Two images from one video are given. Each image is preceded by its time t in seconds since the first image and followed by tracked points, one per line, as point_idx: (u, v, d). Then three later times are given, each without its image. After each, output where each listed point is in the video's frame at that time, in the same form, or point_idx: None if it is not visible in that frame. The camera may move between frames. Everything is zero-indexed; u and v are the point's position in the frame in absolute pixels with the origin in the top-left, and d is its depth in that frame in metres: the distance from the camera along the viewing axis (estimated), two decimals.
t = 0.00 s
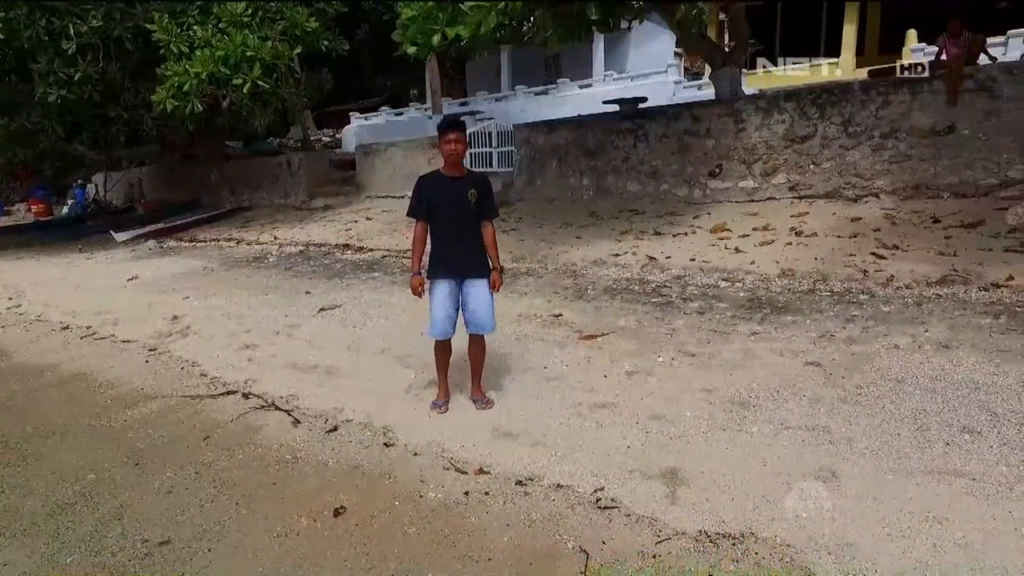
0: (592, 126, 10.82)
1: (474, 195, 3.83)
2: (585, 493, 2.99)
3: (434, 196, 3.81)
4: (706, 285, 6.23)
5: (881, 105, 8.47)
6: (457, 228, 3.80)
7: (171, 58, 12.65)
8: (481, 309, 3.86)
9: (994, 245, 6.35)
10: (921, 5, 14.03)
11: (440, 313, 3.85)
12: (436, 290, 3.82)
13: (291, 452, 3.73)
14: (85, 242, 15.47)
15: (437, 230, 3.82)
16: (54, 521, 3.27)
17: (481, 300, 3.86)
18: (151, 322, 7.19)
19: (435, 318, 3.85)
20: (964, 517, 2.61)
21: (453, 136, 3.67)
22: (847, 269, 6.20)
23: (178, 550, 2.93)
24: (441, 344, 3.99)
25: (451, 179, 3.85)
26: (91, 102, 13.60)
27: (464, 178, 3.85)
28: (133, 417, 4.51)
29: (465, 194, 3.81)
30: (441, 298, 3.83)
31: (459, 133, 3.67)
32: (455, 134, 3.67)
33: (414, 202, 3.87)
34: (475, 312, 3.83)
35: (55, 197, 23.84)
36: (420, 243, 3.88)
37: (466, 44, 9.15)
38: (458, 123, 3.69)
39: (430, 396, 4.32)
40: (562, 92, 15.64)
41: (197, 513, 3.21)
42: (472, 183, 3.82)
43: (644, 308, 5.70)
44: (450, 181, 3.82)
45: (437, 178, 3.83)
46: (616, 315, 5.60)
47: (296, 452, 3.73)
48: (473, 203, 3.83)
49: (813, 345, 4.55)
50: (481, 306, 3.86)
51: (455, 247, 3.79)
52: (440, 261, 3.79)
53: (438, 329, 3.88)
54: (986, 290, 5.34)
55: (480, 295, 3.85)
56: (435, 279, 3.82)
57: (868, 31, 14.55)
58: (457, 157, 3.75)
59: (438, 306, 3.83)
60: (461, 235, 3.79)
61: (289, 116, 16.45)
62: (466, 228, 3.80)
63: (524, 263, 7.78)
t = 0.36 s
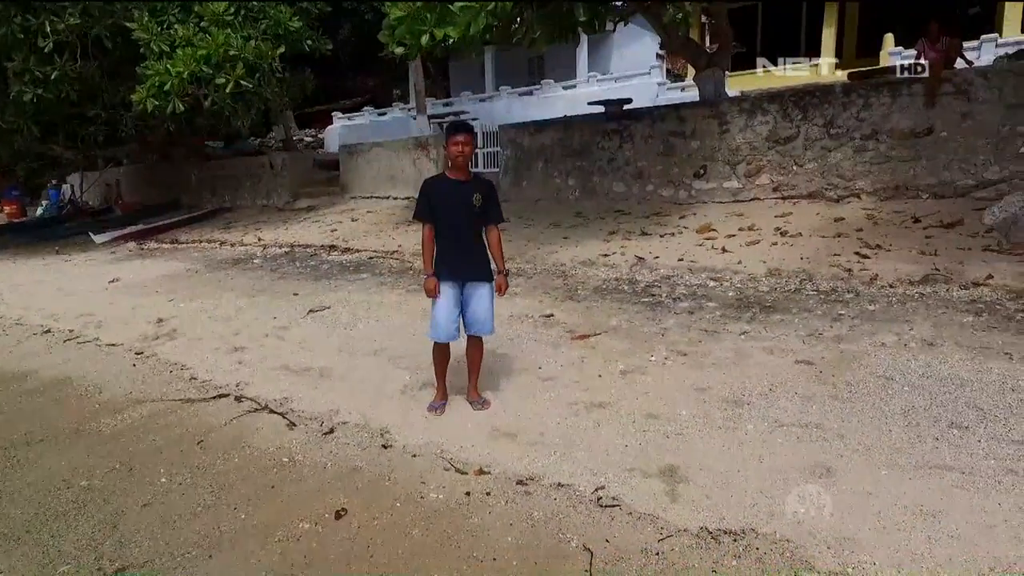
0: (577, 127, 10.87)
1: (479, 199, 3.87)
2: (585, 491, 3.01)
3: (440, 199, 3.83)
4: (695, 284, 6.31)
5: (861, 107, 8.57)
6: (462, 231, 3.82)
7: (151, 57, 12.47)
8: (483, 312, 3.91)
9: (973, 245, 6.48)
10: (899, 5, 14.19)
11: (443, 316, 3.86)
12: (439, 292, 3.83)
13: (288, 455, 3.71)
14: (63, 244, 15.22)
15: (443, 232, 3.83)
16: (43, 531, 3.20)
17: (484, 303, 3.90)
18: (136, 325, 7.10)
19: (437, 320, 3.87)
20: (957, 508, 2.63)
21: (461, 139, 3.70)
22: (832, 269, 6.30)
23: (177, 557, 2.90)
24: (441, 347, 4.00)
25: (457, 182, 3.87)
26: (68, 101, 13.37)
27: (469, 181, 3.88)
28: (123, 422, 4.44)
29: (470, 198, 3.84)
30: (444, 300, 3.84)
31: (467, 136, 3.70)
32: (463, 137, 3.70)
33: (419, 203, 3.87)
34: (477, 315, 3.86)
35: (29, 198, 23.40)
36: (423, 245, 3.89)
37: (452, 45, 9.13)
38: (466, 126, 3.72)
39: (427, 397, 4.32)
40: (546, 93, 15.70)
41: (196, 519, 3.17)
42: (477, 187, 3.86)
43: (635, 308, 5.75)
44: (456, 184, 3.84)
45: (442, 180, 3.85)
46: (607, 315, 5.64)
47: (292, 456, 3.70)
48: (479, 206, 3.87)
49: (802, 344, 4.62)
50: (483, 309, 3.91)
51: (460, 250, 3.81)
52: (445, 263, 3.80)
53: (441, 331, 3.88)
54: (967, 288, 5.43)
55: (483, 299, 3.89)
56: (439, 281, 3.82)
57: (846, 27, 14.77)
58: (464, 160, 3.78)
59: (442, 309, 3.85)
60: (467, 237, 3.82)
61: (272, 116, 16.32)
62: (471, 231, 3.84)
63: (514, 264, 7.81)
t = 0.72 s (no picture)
0: (568, 129, 10.92)
1: (477, 202, 3.89)
2: (583, 492, 3.04)
3: (439, 202, 3.84)
4: (687, 285, 6.36)
5: (849, 109, 8.66)
6: (461, 233, 3.84)
7: (138, 56, 12.37)
8: (480, 315, 3.93)
9: (958, 246, 6.58)
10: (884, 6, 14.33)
11: (440, 318, 3.88)
12: (437, 294, 3.85)
13: (285, 459, 3.71)
14: (48, 245, 15.07)
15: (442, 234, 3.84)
16: (37, 538, 3.18)
17: (481, 305, 3.93)
18: (125, 327, 7.05)
19: (435, 323, 3.88)
20: (948, 507, 2.67)
21: (461, 142, 3.73)
22: (822, 269, 6.37)
23: (175, 564, 2.88)
24: (438, 349, 4.02)
25: (455, 184, 3.89)
26: (53, 101, 13.25)
27: (468, 185, 3.91)
28: (116, 426, 4.41)
29: (469, 201, 3.86)
30: (443, 303, 3.86)
31: (467, 140, 3.73)
32: (462, 140, 3.72)
33: (417, 205, 3.88)
34: (475, 318, 3.89)
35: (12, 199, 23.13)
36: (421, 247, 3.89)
37: (442, 46, 9.14)
38: (465, 129, 3.73)
39: (423, 399, 4.33)
40: (536, 94, 15.75)
41: (193, 524, 3.16)
42: (475, 190, 3.88)
43: (628, 309, 5.79)
44: (455, 186, 3.86)
45: (441, 183, 3.87)
46: (600, 316, 5.68)
47: (289, 460, 3.70)
48: (477, 209, 3.89)
49: (794, 344, 4.68)
50: (480, 312, 3.93)
51: (459, 253, 3.82)
52: (444, 266, 3.81)
53: (439, 333, 3.89)
54: (953, 289, 5.50)
55: (481, 301, 3.92)
56: (436, 283, 3.84)
57: (832, 27, 14.93)
58: (463, 162, 3.79)
59: (439, 311, 3.86)
60: (465, 240, 3.85)
61: (260, 117, 16.24)
62: (469, 234, 3.86)
63: (506, 266, 7.84)
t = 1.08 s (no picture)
0: (561, 130, 10.94)
1: (472, 206, 3.90)
2: (573, 495, 3.05)
3: (434, 205, 3.83)
4: (679, 287, 6.38)
5: (840, 111, 8.70)
6: (456, 237, 3.84)
7: (129, 57, 12.34)
8: (474, 318, 3.95)
9: (948, 247, 6.62)
10: (877, 7, 14.36)
11: (435, 321, 3.87)
12: (432, 297, 3.85)
13: (276, 463, 3.70)
14: (39, 246, 15.00)
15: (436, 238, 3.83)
16: (25, 544, 3.15)
17: (475, 308, 3.95)
18: (117, 329, 7.02)
19: (429, 326, 3.88)
20: (935, 509, 2.69)
21: (457, 146, 3.72)
22: (813, 271, 6.41)
23: (165, 570, 2.87)
24: (432, 353, 4.02)
25: (449, 188, 3.87)
26: (43, 101, 13.19)
27: (461, 188, 3.90)
28: (105, 430, 4.39)
29: (464, 205, 3.86)
30: (438, 306, 3.85)
31: (463, 144, 3.72)
32: (458, 145, 3.70)
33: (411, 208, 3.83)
34: (469, 321, 3.91)
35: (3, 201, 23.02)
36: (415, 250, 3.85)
37: (435, 47, 9.15)
38: (460, 133, 3.71)
39: (415, 402, 4.33)
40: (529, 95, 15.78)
41: (183, 528, 3.16)
42: (469, 193, 3.88)
43: (620, 311, 5.81)
44: (450, 190, 3.84)
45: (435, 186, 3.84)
46: (593, 318, 5.70)
47: (280, 464, 3.69)
48: (471, 213, 3.90)
49: (785, 346, 4.70)
50: (474, 315, 3.95)
51: (455, 257, 3.82)
52: (439, 270, 3.81)
53: (433, 337, 3.89)
54: (943, 291, 5.53)
55: (475, 305, 3.94)
56: (431, 286, 3.84)
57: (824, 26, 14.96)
58: (457, 166, 3.78)
59: (434, 315, 3.86)
60: (461, 243, 3.85)
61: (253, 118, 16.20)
62: (464, 237, 3.87)
63: (500, 267, 7.85)
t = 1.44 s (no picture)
0: (555, 132, 10.96)
1: (461, 210, 3.90)
2: (558, 498, 3.06)
3: (424, 208, 3.82)
4: (670, 289, 6.39)
5: (831, 113, 8.73)
6: (445, 241, 3.84)
7: (121, 57, 12.34)
8: (463, 322, 3.96)
9: (937, 249, 6.65)
10: (869, 8, 14.40)
11: (424, 324, 3.88)
12: (421, 301, 3.85)
13: (263, 466, 3.69)
14: (31, 247, 14.95)
15: (426, 242, 3.83)
16: (6, 547, 3.14)
17: (464, 312, 3.95)
18: (107, 331, 7.01)
19: (418, 329, 3.88)
20: (918, 511, 2.70)
21: (447, 150, 3.72)
22: (803, 273, 6.43)
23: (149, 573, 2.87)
24: (421, 356, 4.02)
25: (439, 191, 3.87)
26: (34, 101, 13.16)
27: (451, 191, 3.91)
28: (93, 433, 4.38)
29: (454, 209, 3.86)
30: (427, 309, 3.85)
31: (454, 148, 3.72)
32: (448, 148, 3.70)
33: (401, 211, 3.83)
34: (458, 325, 3.91)
35: None
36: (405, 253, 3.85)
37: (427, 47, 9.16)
38: (451, 136, 3.71)
39: (404, 405, 4.33)
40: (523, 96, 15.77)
41: (168, 532, 3.15)
42: (460, 197, 3.88)
43: (610, 313, 5.82)
44: (440, 193, 3.84)
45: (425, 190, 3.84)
46: (583, 320, 5.70)
47: (267, 467, 3.68)
48: (461, 217, 3.90)
49: (773, 348, 4.72)
50: (463, 319, 3.96)
51: (444, 261, 3.83)
52: (429, 273, 3.81)
53: (422, 340, 3.89)
54: (931, 292, 5.55)
55: (464, 308, 3.94)
56: (420, 290, 3.84)
57: (817, 27, 14.99)
58: (447, 169, 3.78)
59: (423, 318, 3.86)
60: (451, 247, 3.86)
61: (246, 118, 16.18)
62: (454, 241, 3.87)
63: (492, 269, 7.85)
